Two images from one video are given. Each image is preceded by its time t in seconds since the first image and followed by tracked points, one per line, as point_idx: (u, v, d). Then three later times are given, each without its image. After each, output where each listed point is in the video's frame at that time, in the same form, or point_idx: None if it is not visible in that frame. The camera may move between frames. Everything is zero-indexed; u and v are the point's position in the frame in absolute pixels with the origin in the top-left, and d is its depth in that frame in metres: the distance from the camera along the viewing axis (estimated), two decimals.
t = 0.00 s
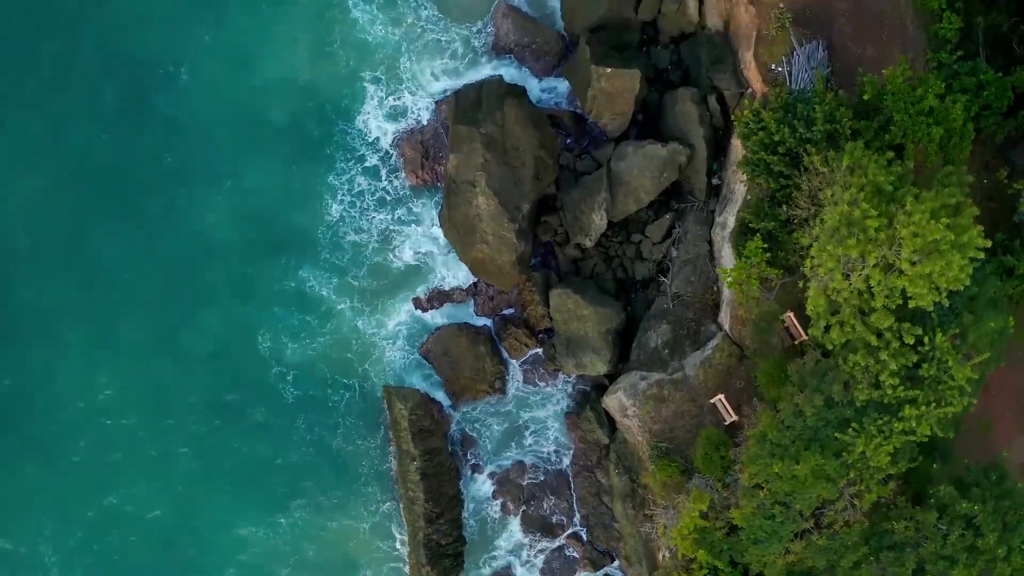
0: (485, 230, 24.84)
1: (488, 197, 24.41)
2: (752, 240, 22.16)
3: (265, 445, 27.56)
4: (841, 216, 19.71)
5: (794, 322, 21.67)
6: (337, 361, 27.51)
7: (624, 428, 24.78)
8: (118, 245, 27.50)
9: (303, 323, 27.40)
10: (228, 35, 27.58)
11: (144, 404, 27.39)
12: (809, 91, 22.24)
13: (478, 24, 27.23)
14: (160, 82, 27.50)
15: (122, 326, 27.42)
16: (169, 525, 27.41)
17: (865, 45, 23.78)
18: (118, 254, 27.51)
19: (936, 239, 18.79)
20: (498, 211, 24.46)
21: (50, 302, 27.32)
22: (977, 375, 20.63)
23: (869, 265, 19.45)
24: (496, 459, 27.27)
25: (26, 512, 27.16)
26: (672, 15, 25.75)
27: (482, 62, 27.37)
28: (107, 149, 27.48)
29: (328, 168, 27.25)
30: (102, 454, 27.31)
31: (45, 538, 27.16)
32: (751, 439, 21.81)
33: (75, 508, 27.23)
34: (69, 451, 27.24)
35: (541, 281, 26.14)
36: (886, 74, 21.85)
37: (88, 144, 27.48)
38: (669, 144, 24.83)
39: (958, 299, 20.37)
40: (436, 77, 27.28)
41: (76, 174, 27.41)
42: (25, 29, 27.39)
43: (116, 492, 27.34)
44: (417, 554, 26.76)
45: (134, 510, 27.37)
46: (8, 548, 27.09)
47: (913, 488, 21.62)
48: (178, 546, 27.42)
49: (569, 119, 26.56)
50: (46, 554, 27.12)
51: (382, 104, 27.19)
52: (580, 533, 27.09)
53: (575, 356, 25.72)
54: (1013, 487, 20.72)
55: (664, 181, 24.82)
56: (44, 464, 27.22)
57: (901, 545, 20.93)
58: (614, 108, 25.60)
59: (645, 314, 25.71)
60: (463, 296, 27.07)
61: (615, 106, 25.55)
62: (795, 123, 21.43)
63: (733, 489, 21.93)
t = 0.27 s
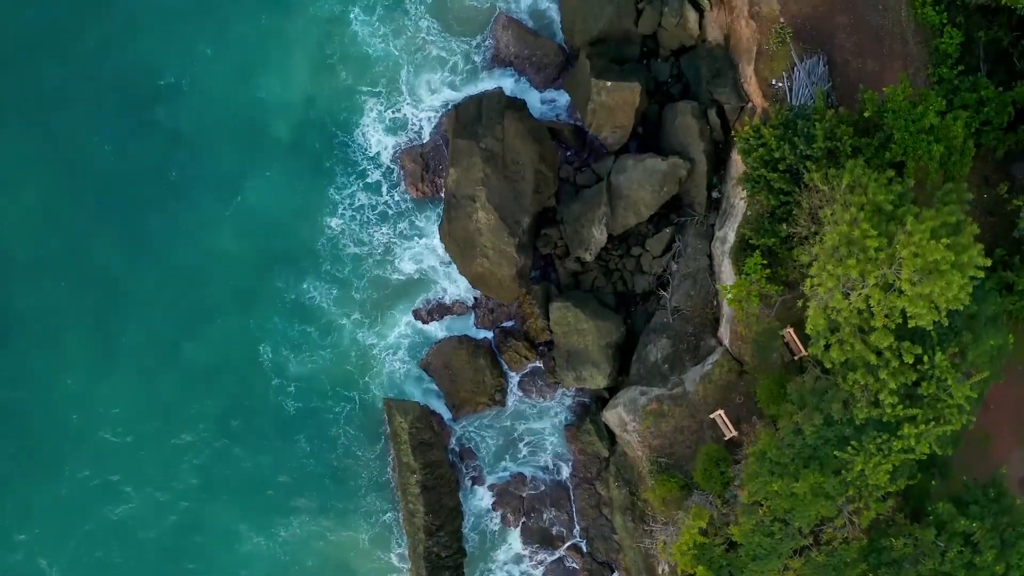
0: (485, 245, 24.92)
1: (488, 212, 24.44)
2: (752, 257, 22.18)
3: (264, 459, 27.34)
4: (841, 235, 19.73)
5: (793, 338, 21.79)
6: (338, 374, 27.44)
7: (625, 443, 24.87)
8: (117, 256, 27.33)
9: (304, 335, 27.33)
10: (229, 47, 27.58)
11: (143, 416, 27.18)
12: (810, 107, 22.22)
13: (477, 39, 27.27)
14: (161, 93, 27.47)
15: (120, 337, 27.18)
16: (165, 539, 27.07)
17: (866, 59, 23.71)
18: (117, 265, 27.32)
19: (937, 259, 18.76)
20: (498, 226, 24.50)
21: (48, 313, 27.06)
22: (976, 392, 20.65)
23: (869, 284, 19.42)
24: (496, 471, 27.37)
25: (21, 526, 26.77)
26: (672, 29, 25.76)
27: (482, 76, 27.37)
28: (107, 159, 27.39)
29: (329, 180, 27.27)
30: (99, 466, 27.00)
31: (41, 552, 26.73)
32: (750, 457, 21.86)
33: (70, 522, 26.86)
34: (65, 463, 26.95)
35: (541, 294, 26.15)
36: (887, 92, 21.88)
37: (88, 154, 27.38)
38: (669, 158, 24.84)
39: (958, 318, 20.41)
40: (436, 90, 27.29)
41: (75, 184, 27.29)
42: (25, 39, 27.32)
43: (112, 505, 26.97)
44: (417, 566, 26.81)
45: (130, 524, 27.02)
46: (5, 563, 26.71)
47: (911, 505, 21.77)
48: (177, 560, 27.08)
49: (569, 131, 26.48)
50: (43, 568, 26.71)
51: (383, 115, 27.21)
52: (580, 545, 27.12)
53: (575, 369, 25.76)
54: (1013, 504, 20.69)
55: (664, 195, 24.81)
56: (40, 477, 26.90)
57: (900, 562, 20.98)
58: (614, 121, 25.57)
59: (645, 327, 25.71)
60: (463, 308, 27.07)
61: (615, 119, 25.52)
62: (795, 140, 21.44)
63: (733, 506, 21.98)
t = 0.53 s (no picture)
0: (485, 259, 24.89)
1: (488, 227, 24.46)
2: (752, 273, 22.19)
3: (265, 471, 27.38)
4: (841, 254, 19.72)
5: (793, 353, 21.88)
6: (339, 386, 27.48)
7: (625, 457, 24.92)
8: (118, 267, 27.30)
9: (304, 347, 27.35)
10: (231, 59, 27.57)
11: (144, 427, 27.20)
12: (811, 123, 22.23)
13: (477, 52, 27.31)
14: (163, 105, 27.46)
15: (121, 348, 27.18)
16: (165, 551, 27.08)
17: (867, 74, 23.75)
18: (118, 276, 27.29)
19: (937, 280, 18.81)
20: (498, 241, 24.52)
21: (48, 324, 27.05)
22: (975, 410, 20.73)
23: (869, 304, 19.46)
24: (496, 483, 27.40)
25: (20, 538, 26.73)
26: (673, 42, 25.77)
27: (482, 90, 27.38)
28: (108, 170, 27.37)
29: (330, 193, 27.28)
30: (99, 477, 27.02)
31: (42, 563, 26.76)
32: (749, 474, 21.89)
33: (70, 533, 26.86)
34: (65, 474, 26.92)
35: (541, 307, 26.14)
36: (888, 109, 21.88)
37: (89, 165, 27.36)
38: (669, 172, 24.81)
39: (958, 336, 20.44)
40: (436, 103, 27.30)
41: (76, 195, 27.26)
42: (26, 50, 27.28)
43: (112, 516, 27.01)
44: None
45: (131, 535, 27.04)
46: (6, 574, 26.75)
47: (909, 522, 21.92)
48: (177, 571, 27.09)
49: (569, 144, 26.44)
50: None
51: (384, 127, 27.24)
52: (580, 557, 27.16)
53: (575, 382, 25.76)
54: (1010, 521, 20.75)
55: (664, 209, 24.81)
56: (39, 489, 26.83)
57: None
58: (614, 134, 25.53)
59: (645, 341, 25.71)
60: (463, 320, 27.07)
61: (615, 133, 25.49)
62: (796, 157, 21.44)
63: (733, 522, 22.01)
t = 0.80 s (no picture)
0: (485, 273, 24.90)
1: (488, 241, 24.47)
2: (752, 290, 22.19)
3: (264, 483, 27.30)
4: (841, 273, 19.80)
5: (793, 369, 21.99)
6: (339, 398, 27.39)
7: (625, 471, 24.94)
8: (120, 280, 27.25)
9: (306, 359, 27.26)
10: (234, 73, 27.55)
11: (144, 439, 27.12)
12: (811, 140, 22.25)
13: (477, 65, 27.39)
14: (165, 117, 27.44)
15: (122, 361, 27.13)
16: (166, 562, 27.12)
17: (867, 88, 23.71)
18: (119, 288, 27.23)
19: (937, 299, 18.82)
20: (498, 255, 24.52)
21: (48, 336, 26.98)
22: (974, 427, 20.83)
23: (869, 323, 19.48)
24: (496, 494, 27.46)
25: (20, 550, 26.72)
26: (673, 55, 25.74)
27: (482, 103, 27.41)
28: (109, 182, 27.32)
29: (332, 207, 27.26)
30: (99, 489, 26.98)
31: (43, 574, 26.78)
32: (748, 491, 21.95)
33: (71, 545, 26.84)
34: (66, 486, 26.89)
35: (541, 320, 26.19)
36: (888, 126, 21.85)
37: (90, 177, 27.31)
38: (669, 186, 24.81)
39: (957, 354, 20.54)
40: (436, 115, 27.31)
41: (77, 207, 27.21)
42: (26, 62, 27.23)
43: (113, 528, 27.03)
44: None
45: (131, 547, 27.07)
46: None
47: (908, 538, 21.96)
48: None
49: (570, 157, 26.46)
50: None
51: (385, 140, 27.23)
52: (579, 567, 27.23)
53: (575, 395, 25.76)
54: (1008, 537, 20.85)
55: (664, 223, 24.78)
56: (39, 501, 26.81)
57: None
58: (614, 148, 25.50)
59: (645, 354, 25.73)
60: (463, 333, 27.06)
61: (615, 146, 25.46)
62: (796, 174, 21.44)
63: (732, 538, 22.07)
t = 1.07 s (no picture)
0: (485, 287, 24.90)
1: (488, 255, 24.48)
2: (751, 306, 22.25)
3: (260, 493, 27.21)
4: (841, 293, 19.76)
5: (792, 385, 22.00)
6: (340, 410, 27.34)
7: (624, 485, 25.01)
8: (121, 292, 27.21)
9: (307, 372, 27.20)
10: (236, 86, 27.51)
11: (144, 451, 27.04)
12: (811, 156, 22.24)
13: (477, 77, 27.39)
14: (166, 129, 27.42)
15: (123, 373, 27.05)
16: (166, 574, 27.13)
17: (868, 103, 23.71)
18: (118, 301, 27.18)
19: (936, 319, 18.86)
20: (498, 269, 24.54)
21: (49, 349, 26.91)
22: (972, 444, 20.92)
23: (868, 343, 19.51)
24: (495, 506, 27.48)
25: (21, 562, 26.71)
26: (673, 68, 25.71)
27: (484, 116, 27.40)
28: (112, 195, 27.31)
29: (334, 221, 27.22)
30: (98, 502, 26.93)
31: None
32: (748, 508, 21.90)
33: (71, 557, 26.84)
34: (66, 499, 26.83)
35: (541, 333, 26.20)
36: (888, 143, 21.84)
37: (90, 188, 27.28)
38: (669, 200, 24.81)
39: (956, 372, 20.59)
40: (437, 128, 27.32)
41: (78, 220, 27.18)
42: (27, 75, 27.19)
43: (113, 540, 26.99)
44: None
45: (131, 560, 27.06)
46: None
47: (906, 553, 22.03)
48: None
49: (569, 170, 26.46)
50: None
51: (386, 153, 27.21)
52: None
53: (575, 409, 25.79)
54: (1006, 553, 20.90)
55: (664, 236, 24.77)
56: (39, 514, 26.75)
57: None
58: (614, 161, 25.49)
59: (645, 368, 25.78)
60: (463, 345, 27.13)
61: (615, 159, 25.45)
62: (796, 191, 21.46)
63: (732, 554, 22.05)
